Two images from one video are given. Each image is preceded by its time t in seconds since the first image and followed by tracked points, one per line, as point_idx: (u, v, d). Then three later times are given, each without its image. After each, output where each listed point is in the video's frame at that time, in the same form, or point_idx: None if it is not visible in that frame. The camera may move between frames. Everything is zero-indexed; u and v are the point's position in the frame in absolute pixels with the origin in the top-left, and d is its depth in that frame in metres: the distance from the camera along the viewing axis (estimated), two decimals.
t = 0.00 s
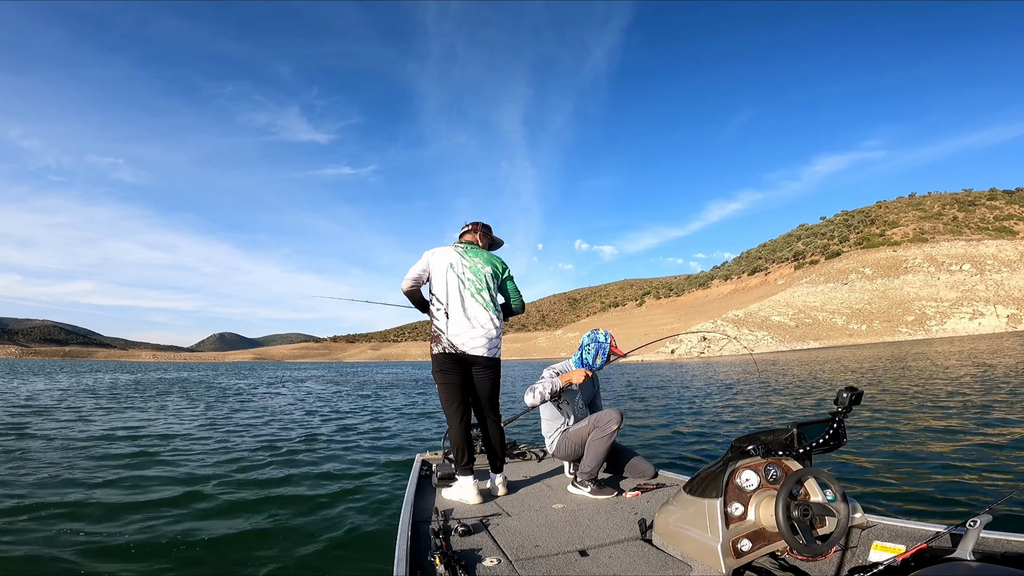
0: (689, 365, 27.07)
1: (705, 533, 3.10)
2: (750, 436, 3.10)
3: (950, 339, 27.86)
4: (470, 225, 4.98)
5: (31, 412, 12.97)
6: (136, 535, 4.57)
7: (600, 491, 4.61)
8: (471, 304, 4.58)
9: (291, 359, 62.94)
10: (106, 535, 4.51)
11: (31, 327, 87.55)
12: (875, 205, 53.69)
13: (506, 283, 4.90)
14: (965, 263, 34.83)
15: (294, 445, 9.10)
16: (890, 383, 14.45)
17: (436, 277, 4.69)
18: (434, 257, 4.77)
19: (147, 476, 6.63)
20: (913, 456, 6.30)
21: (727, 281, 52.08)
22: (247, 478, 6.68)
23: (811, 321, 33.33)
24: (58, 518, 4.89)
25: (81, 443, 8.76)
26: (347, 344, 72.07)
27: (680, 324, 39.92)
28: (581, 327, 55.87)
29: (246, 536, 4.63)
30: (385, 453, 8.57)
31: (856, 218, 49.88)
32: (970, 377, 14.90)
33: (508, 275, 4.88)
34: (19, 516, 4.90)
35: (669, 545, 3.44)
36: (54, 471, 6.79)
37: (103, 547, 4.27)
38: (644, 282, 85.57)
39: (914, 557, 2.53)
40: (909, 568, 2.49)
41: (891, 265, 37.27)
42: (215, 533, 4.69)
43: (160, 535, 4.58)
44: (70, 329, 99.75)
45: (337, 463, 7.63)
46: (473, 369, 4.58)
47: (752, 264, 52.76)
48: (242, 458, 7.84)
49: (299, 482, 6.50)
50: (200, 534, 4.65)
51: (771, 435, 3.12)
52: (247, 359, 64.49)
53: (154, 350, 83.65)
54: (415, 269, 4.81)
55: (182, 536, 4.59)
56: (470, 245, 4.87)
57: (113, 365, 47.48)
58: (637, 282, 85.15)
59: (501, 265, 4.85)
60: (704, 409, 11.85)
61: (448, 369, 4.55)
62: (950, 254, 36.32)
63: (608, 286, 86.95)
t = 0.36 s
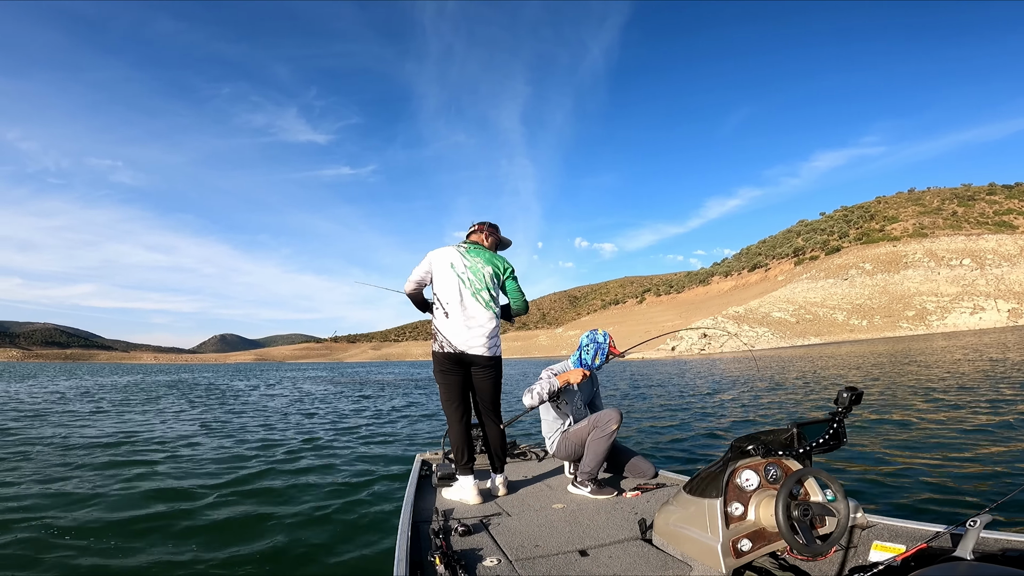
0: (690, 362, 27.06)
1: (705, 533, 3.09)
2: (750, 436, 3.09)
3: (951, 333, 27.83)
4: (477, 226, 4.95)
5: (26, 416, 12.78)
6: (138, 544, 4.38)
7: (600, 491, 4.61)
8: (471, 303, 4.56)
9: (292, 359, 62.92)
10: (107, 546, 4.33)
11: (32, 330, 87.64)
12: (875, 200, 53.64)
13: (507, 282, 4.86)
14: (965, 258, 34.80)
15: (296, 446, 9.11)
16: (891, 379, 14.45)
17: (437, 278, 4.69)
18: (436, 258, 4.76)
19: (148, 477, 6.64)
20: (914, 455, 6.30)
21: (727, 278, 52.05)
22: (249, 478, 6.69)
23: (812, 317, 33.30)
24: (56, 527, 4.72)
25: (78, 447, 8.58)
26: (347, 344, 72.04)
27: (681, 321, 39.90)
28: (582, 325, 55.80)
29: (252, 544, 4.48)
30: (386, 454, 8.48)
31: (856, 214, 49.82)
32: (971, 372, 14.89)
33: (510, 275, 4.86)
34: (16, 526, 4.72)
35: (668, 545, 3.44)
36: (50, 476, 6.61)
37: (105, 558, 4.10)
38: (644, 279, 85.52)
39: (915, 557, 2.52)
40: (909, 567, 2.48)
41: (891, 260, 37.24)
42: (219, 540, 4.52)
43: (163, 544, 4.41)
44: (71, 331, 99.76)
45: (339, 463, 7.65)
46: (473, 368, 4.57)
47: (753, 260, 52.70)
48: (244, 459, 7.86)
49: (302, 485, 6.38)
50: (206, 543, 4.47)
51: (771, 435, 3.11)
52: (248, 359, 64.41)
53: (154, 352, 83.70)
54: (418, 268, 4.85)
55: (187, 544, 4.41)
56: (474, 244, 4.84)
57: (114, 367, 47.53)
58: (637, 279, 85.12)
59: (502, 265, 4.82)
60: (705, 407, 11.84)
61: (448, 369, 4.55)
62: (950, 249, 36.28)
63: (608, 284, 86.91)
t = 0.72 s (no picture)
0: (690, 361, 27.07)
1: (705, 533, 3.09)
2: (750, 436, 3.09)
3: (951, 331, 27.84)
4: (477, 226, 4.95)
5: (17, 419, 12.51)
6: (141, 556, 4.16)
7: (600, 491, 4.60)
8: (472, 304, 4.56)
9: (292, 360, 62.88)
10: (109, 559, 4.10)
11: (32, 332, 87.56)
12: (875, 199, 53.65)
13: (508, 282, 4.85)
14: (965, 256, 34.80)
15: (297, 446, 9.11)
16: (891, 377, 14.47)
17: (438, 279, 4.69)
18: (437, 259, 4.75)
19: (150, 478, 6.66)
20: (914, 454, 6.31)
21: (727, 277, 52.06)
22: (251, 479, 6.70)
23: (811, 316, 33.32)
24: (55, 535, 4.56)
25: (72, 451, 8.34)
26: (348, 344, 72.04)
27: (681, 320, 39.90)
28: (582, 324, 55.81)
29: (257, 548, 4.41)
30: (386, 455, 8.40)
31: (855, 212, 49.82)
32: (971, 370, 14.89)
33: (511, 274, 4.85)
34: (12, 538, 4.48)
35: (668, 545, 3.44)
36: (42, 483, 6.38)
37: (109, 572, 3.89)
38: (643, 278, 85.53)
39: (915, 558, 2.52)
40: (909, 568, 2.48)
41: (891, 259, 37.25)
42: (226, 550, 4.34)
43: (170, 554, 4.22)
44: (71, 333, 99.75)
45: (340, 463, 7.64)
46: (473, 369, 4.56)
47: (752, 258, 52.71)
48: (246, 460, 7.87)
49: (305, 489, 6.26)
50: (215, 553, 4.27)
51: (771, 435, 3.11)
52: (248, 361, 64.35)
53: (154, 353, 83.67)
54: (419, 271, 4.84)
55: (194, 555, 4.21)
56: (475, 244, 4.84)
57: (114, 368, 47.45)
58: (637, 278, 85.16)
59: (502, 265, 4.81)
60: (705, 407, 11.85)
61: (449, 369, 4.54)
62: (950, 246, 36.29)
63: (608, 283, 86.89)
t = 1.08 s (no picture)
0: (690, 364, 27.08)
1: (705, 533, 3.09)
2: (750, 436, 3.10)
3: (951, 336, 27.83)
4: (478, 226, 4.95)
5: (4, 418, 12.17)
6: (151, 567, 3.96)
7: (600, 491, 4.61)
8: (474, 304, 4.56)
9: (291, 359, 62.88)
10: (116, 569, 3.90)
11: (32, 329, 87.54)
12: (876, 202, 53.63)
13: (508, 282, 4.86)
14: (966, 260, 34.77)
15: (295, 445, 9.08)
16: (891, 381, 14.47)
17: (440, 279, 4.69)
18: (439, 260, 4.75)
19: (149, 477, 6.63)
20: (914, 455, 6.31)
21: (727, 280, 52.05)
22: (249, 478, 6.67)
23: (811, 319, 33.31)
24: (53, 535, 4.53)
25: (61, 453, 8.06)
26: (348, 344, 72.06)
27: (680, 322, 39.88)
28: (582, 325, 55.80)
29: (258, 548, 4.40)
30: (385, 455, 8.35)
31: (856, 216, 49.81)
32: (972, 374, 14.89)
33: (511, 275, 4.87)
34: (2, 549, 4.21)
35: (668, 545, 3.44)
36: (38, 483, 6.25)
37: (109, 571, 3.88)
38: (644, 280, 85.54)
39: (914, 557, 2.53)
40: (909, 568, 2.49)
41: (892, 262, 37.24)
42: (235, 555, 4.22)
43: (170, 554, 4.20)
44: (71, 330, 99.78)
45: (339, 463, 7.62)
46: (475, 368, 4.57)
47: (753, 261, 52.69)
48: (244, 459, 7.84)
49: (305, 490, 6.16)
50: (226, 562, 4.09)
51: (771, 435, 3.11)
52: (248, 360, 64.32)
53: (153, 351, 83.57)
54: (421, 272, 4.83)
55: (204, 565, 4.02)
56: (477, 244, 4.85)
57: (113, 365, 47.41)
58: (637, 280, 85.17)
59: (503, 265, 4.82)
60: (705, 408, 11.86)
61: (450, 369, 4.55)
62: (951, 251, 36.26)
63: (608, 284, 86.89)
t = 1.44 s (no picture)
0: (689, 365, 27.08)
1: (705, 533, 3.09)
2: (750, 436, 3.10)
3: (950, 338, 27.84)
4: (475, 227, 4.96)
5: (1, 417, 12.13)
6: (151, 567, 3.91)
7: (600, 491, 4.61)
8: (471, 305, 4.57)
9: (290, 359, 62.81)
10: (112, 571, 3.79)
11: (30, 328, 87.28)
12: (876, 204, 53.68)
13: (504, 283, 4.87)
14: (965, 262, 34.81)
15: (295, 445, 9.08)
16: (890, 382, 14.48)
17: (437, 280, 4.68)
18: (436, 260, 4.75)
19: (148, 475, 6.62)
20: (913, 455, 6.32)
21: (727, 281, 52.09)
22: (249, 477, 6.67)
23: (810, 321, 33.34)
24: (54, 532, 4.54)
25: (52, 453, 7.93)
26: (347, 344, 71.99)
27: (679, 323, 39.90)
28: (581, 326, 55.80)
29: (258, 545, 4.39)
30: (385, 455, 8.35)
31: (856, 218, 49.88)
32: (971, 376, 14.92)
33: (508, 275, 4.88)
34: None
35: (668, 545, 3.44)
36: (37, 480, 6.24)
37: (109, 568, 3.88)
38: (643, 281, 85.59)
39: (915, 557, 2.53)
40: (909, 568, 2.49)
41: (891, 265, 37.28)
42: (234, 554, 4.21)
43: (171, 551, 4.21)
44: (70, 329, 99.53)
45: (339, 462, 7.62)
46: (473, 369, 4.58)
47: (753, 263, 52.71)
48: (243, 458, 7.82)
49: (305, 488, 6.15)
50: (223, 566, 3.97)
51: (771, 435, 3.11)
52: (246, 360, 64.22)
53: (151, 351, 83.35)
54: (419, 272, 4.83)
55: (201, 568, 3.91)
56: (474, 245, 4.85)
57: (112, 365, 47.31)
58: (636, 281, 85.19)
59: (500, 265, 4.83)
60: (705, 409, 11.87)
61: (448, 369, 4.56)
62: (950, 253, 36.30)
63: (607, 285, 86.89)
